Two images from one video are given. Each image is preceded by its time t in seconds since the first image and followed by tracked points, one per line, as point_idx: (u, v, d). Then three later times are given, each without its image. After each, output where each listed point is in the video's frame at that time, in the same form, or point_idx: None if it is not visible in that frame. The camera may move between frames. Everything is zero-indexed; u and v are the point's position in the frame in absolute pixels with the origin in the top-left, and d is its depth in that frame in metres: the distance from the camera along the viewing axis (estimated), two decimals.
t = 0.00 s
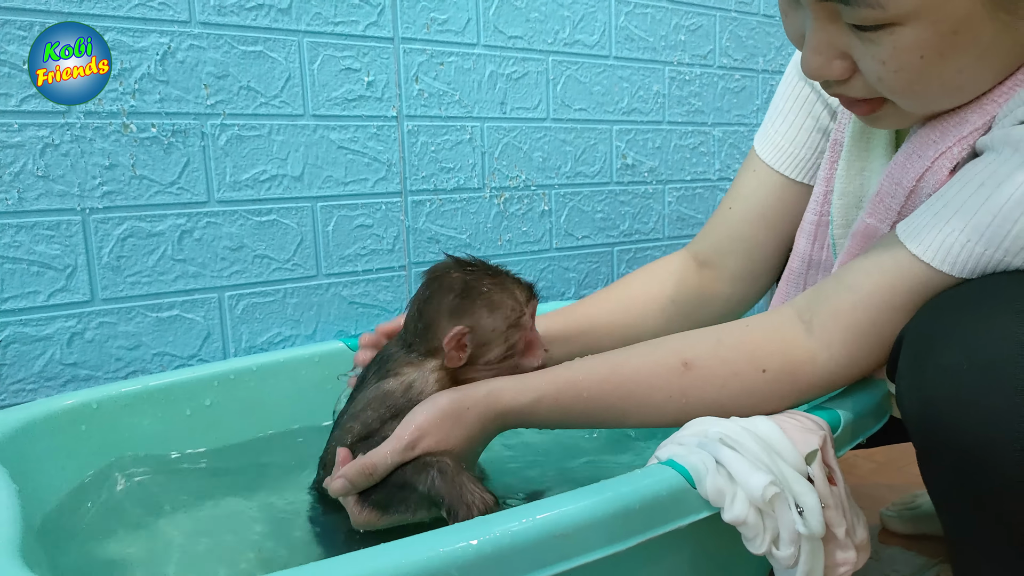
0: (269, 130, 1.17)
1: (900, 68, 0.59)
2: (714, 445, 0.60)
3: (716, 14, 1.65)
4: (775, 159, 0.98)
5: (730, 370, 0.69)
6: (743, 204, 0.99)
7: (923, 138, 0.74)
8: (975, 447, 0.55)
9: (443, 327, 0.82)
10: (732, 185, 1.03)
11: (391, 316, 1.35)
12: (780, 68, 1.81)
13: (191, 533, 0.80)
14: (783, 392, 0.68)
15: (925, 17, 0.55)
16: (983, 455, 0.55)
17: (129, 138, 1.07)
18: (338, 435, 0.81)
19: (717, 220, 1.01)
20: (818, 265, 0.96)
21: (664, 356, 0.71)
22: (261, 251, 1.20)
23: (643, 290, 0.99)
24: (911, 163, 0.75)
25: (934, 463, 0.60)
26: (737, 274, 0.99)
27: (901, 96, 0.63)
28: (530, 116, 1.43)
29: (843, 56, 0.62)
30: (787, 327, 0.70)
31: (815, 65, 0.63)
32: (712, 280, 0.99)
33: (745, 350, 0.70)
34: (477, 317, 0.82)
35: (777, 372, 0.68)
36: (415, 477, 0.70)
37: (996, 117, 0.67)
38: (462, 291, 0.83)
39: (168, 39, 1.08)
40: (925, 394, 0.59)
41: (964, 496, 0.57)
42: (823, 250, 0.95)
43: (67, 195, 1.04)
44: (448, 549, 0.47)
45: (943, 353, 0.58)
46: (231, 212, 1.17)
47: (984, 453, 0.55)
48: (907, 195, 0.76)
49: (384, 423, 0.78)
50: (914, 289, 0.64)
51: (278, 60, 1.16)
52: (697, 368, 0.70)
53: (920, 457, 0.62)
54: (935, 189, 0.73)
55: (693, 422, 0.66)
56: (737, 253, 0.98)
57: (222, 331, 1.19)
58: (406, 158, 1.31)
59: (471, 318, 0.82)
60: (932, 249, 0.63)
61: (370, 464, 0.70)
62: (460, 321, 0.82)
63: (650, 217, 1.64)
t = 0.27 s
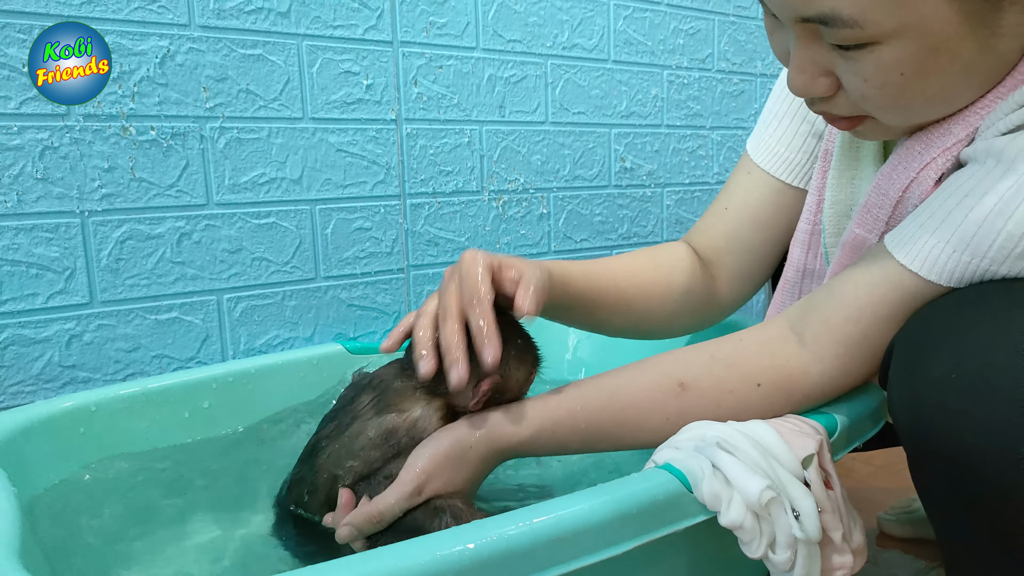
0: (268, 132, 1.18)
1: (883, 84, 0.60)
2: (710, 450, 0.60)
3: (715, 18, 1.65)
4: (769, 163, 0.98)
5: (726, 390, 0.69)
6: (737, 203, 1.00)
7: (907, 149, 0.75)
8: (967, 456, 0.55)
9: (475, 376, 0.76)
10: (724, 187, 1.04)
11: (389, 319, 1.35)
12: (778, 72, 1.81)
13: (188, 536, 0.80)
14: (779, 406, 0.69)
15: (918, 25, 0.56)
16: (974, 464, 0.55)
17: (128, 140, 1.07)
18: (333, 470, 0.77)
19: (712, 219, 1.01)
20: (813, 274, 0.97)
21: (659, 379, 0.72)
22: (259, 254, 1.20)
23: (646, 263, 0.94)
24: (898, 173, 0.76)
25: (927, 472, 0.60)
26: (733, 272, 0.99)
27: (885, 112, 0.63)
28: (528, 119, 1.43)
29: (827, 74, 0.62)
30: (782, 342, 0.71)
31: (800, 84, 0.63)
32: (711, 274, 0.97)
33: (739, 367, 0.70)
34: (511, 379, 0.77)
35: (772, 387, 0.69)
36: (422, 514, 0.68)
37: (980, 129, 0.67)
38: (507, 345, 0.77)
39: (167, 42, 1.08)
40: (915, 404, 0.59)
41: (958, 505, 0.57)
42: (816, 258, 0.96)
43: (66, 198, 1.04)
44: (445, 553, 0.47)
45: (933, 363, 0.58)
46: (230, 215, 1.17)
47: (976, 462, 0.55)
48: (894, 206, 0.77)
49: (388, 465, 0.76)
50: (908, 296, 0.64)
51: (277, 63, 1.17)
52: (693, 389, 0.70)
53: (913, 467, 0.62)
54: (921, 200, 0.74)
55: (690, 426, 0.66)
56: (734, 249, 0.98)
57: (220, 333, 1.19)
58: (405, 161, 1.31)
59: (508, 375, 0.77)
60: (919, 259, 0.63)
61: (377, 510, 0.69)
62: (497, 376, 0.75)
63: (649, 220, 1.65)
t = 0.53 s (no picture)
0: (271, 136, 1.18)
1: (876, 88, 0.60)
2: (711, 454, 0.60)
3: (716, 22, 1.66)
4: (764, 154, 0.97)
5: (723, 398, 0.70)
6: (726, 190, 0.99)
7: (907, 153, 0.75)
8: (967, 462, 0.56)
9: (438, 385, 0.82)
10: (713, 173, 1.03)
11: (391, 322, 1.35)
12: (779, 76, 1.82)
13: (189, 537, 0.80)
14: (778, 410, 0.69)
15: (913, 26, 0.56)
16: (975, 469, 0.55)
17: (131, 144, 1.08)
18: (315, 481, 0.79)
19: (697, 207, 1.00)
20: (814, 278, 0.99)
21: (655, 388, 0.72)
22: (261, 257, 1.21)
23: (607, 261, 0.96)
24: (897, 178, 0.76)
25: (927, 476, 0.60)
26: (706, 265, 0.98)
27: (879, 114, 0.64)
28: (530, 123, 1.44)
29: (822, 79, 0.62)
30: (781, 348, 0.71)
31: (796, 90, 0.64)
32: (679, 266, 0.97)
33: (736, 374, 0.71)
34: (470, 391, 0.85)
35: (770, 394, 0.69)
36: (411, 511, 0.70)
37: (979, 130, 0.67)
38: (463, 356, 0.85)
39: (170, 46, 1.08)
40: (915, 408, 0.60)
41: (959, 510, 0.57)
42: (817, 263, 0.97)
43: (70, 201, 1.05)
44: (446, 557, 0.47)
45: (933, 367, 0.59)
46: (233, 218, 1.17)
47: (977, 466, 0.55)
48: (894, 209, 0.77)
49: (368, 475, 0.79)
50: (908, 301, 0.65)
51: (279, 68, 1.17)
52: (690, 398, 0.70)
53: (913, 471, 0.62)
54: (921, 204, 0.74)
55: (691, 430, 0.66)
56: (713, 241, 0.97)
57: (222, 336, 1.19)
58: (407, 165, 1.31)
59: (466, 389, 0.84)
60: (917, 261, 0.63)
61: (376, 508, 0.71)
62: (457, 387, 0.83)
63: (650, 224, 1.65)
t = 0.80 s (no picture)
0: (270, 139, 1.18)
1: (872, 71, 0.60)
2: (707, 457, 0.60)
3: (714, 26, 1.66)
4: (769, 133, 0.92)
5: (711, 389, 0.71)
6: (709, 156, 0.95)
7: (907, 151, 0.75)
8: (962, 457, 0.56)
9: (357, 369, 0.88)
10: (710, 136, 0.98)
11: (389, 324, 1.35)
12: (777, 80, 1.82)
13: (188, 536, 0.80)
14: (765, 405, 0.70)
15: (908, 21, 0.57)
16: (969, 465, 0.55)
17: (130, 146, 1.08)
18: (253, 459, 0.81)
19: (681, 170, 0.96)
20: (814, 274, 0.98)
21: (646, 378, 0.74)
22: (260, 260, 1.21)
23: (550, 241, 0.95)
24: (898, 175, 0.76)
25: (922, 472, 0.60)
26: (670, 234, 0.94)
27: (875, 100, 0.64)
28: (529, 126, 1.44)
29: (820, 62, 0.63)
30: (778, 344, 0.72)
31: (795, 73, 0.64)
32: (639, 234, 0.95)
33: (726, 367, 0.72)
34: (398, 373, 0.90)
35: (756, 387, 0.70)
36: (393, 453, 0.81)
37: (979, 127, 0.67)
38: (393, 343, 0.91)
39: (170, 49, 1.09)
40: (910, 406, 0.60)
41: (954, 506, 0.57)
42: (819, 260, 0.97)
43: (69, 203, 1.05)
44: (444, 560, 0.48)
45: (929, 363, 0.59)
46: (231, 221, 1.17)
47: (973, 463, 0.55)
48: (894, 207, 0.77)
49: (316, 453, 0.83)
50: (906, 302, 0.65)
51: (279, 70, 1.17)
52: (676, 389, 0.72)
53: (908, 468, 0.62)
54: (921, 202, 0.74)
55: (689, 433, 0.66)
56: (680, 209, 0.93)
57: (220, 338, 1.20)
58: (406, 167, 1.31)
59: (394, 370, 0.90)
60: (916, 259, 0.63)
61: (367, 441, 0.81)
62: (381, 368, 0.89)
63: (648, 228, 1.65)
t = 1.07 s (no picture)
0: (271, 141, 1.19)
1: (882, 61, 0.61)
2: (706, 459, 0.60)
3: (714, 29, 1.67)
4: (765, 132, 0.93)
5: (708, 387, 0.71)
6: (715, 162, 0.96)
7: (915, 149, 0.76)
8: (963, 455, 0.56)
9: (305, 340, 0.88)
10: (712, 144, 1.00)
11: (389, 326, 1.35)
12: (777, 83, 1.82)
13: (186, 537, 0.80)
14: (762, 403, 0.70)
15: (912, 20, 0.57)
16: (969, 463, 0.55)
17: (130, 148, 1.08)
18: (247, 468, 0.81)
19: (684, 175, 0.98)
20: (811, 272, 0.98)
21: (642, 378, 0.74)
22: (260, 261, 1.21)
23: (563, 247, 0.98)
24: (907, 172, 0.77)
25: (922, 469, 0.60)
26: (676, 240, 0.96)
27: (885, 92, 0.64)
28: (529, 128, 1.44)
29: (831, 52, 0.63)
30: (777, 343, 0.72)
31: (805, 62, 0.65)
32: (646, 239, 0.97)
33: (723, 366, 0.72)
34: (344, 337, 0.89)
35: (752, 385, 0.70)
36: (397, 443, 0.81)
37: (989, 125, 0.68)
38: (334, 312, 0.91)
39: (170, 51, 1.09)
40: (913, 404, 0.60)
41: (955, 504, 0.57)
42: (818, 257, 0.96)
43: (69, 205, 1.05)
44: (442, 562, 0.48)
45: (930, 360, 0.59)
46: (231, 222, 1.17)
47: (974, 461, 0.55)
48: (902, 205, 0.77)
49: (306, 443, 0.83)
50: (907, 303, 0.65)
51: (279, 73, 1.18)
52: (673, 388, 0.72)
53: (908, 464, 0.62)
54: (928, 201, 0.74)
55: (689, 435, 0.66)
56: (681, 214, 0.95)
57: (220, 340, 1.20)
58: (406, 169, 1.32)
59: (338, 336, 0.89)
60: (920, 258, 0.63)
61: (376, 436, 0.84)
62: (324, 336, 0.88)
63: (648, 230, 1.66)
